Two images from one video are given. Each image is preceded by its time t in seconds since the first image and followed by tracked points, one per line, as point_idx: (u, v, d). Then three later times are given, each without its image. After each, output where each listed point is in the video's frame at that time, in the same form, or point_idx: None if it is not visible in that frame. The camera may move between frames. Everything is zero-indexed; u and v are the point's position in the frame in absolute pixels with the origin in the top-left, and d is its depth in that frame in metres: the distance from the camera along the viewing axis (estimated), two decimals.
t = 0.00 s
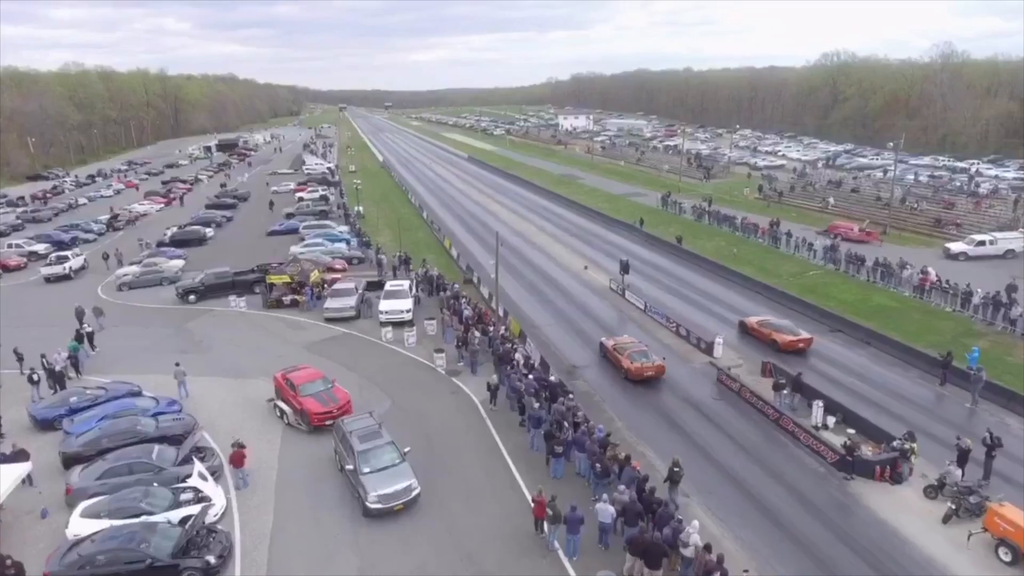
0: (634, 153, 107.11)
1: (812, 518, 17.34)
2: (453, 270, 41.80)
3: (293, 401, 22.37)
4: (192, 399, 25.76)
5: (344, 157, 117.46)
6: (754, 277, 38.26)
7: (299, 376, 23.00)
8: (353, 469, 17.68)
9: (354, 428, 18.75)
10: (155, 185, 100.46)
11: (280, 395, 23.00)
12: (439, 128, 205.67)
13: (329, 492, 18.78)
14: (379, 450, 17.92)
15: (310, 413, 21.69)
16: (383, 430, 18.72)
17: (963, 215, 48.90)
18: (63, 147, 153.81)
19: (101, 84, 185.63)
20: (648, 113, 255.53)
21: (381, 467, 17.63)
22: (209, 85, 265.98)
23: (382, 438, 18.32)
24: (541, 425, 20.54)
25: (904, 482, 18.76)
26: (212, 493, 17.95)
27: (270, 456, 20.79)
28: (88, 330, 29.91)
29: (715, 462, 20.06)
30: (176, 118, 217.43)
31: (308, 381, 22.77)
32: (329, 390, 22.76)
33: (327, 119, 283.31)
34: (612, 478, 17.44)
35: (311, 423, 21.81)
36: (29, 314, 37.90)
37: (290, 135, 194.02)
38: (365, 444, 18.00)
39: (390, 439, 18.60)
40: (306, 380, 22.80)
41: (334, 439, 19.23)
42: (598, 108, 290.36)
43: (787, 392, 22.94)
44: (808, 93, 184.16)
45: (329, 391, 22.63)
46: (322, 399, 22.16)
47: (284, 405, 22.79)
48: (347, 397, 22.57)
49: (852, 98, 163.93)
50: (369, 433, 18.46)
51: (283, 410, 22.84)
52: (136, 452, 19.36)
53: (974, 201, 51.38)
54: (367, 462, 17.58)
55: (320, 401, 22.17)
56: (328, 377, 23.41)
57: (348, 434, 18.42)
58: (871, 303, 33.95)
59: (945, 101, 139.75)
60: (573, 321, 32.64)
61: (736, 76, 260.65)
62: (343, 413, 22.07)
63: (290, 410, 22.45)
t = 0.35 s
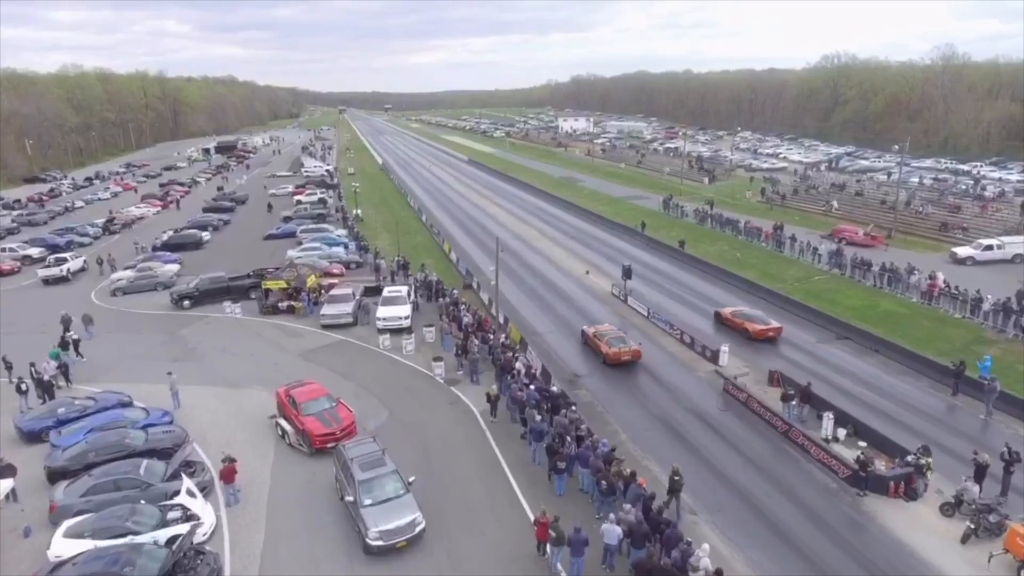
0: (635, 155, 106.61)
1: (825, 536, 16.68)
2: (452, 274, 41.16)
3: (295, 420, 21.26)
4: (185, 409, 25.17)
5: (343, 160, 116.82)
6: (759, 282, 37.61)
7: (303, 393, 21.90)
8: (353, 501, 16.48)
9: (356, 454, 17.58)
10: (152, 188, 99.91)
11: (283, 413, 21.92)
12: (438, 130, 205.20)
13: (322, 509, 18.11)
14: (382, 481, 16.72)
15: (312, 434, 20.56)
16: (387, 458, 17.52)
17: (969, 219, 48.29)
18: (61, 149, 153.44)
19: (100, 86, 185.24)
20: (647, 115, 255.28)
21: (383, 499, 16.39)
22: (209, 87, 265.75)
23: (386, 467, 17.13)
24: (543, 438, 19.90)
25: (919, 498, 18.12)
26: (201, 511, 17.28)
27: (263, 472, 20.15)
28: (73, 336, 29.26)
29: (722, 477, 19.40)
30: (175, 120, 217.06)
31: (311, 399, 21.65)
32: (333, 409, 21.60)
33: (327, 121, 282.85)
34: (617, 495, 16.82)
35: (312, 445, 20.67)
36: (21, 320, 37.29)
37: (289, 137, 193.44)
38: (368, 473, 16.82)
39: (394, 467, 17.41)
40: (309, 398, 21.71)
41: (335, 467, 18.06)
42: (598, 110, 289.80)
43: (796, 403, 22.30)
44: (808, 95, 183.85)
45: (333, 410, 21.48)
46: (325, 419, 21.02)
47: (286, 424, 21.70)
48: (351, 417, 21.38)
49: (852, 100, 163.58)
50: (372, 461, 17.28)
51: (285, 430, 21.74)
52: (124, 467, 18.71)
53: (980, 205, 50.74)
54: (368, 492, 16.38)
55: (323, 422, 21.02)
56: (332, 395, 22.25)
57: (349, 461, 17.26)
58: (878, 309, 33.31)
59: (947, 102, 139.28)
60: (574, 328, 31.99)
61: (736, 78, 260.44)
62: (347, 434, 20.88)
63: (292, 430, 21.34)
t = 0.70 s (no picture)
0: (636, 158, 105.55)
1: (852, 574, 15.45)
2: (450, 282, 39.98)
3: (293, 454, 19.35)
4: (170, 425, 23.99)
5: (340, 163, 115.70)
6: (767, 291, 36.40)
7: (303, 423, 19.97)
8: (350, 561, 14.39)
9: (356, 504, 15.46)
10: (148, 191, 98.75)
11: (281, 445, 20.03)
12: (437, 132, 204.08)
13: (310, 544, 16.85)
14: (383, 538, 14.55)
15: (309, 472, 18.58)
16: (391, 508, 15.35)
17: (981, 224, 47.11)
18: (57, 152, 152.38)
19: (97, 88, 184.22)
20: (647, 117, 254.45)
21: (384, 560, 14.24)
22: (207, 89, 264.81)
23: (388, 519, 14.94)
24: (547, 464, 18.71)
25: (951, 530, 16.91)
26: (180, 547, 16.01)
27: (249, 499, 18.91)
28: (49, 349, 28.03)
29: (738, 505, 18.16)
30: (173, 121, 216.01)
31: (312, 430, 19.72)
32: (334, 443, 19.62)
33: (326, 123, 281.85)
34: (628, 530, 15.62)
35: (309, 484, 18.70)
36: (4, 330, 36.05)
37: (287, 139, 192.35)
38: (367, 528, 14.68)
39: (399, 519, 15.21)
40: (309, 429, 19.76)
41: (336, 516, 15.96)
42: (598, 113, 288.99)
43: (814, 424, 21.07)
44: (808, 97, 182.93)
45: (334, 444, 19.51)
46: (324, 455, 19.04)
47: (284, 457, 19.80)
48: (353, 452, 19.36)
49: (854, 102, 162.57)
50: (373, 513, 15.11)
51: (282, 463, 19.83)
52: (99, 495, 17.47)
53: (992, 210, 49.58)
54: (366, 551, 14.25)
55: (322, 457, 19.05)
56: (336, 426, 20.29)
57: (347, 512, 15.20)
58: (892, 320, 32.12)
59: (949, 103, 138.43)
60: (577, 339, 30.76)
61: (736, 80, 259.52)
62: (347, 473, 18.86)
63: (289, 465, 19.42)
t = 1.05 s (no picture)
0: (637, 161, 104.30)
1: None
2: (449, 291, 38.75)
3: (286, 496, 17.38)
4: (151, 447, 22.73)
5: (338, 165, 114.36)
6: (778, 300, 35.15)
7: (298, 460, 17.99)
8: None
9: (351, 567, 13.86)
10: (143, 194, 97.69)
11: (275, 484, 18.09)
12: (436, 134, 203.01)
13: None
14: None
15: (301, 520, 16.57)
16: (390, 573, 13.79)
17: (994, 231, 45.83)
18: (54, 154, 151.60)
19: (95, 90, 183.36)
20: (647, 119, 253.45)
21: None
22: (206, 91, 264.01)
23: None
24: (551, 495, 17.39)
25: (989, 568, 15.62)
26: None
27: (230, 534, 17.62)
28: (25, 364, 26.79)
29: (757, 538, 16.88)
30: (171, 123, 215.15)
31: (307, 469, 17.71)
32: (332, 484, 17.57)
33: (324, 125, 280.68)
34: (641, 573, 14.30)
35: (302, 533, 16.70)
36: None
37: (286, 141, 191.17)
38: None
39: None
40: (305, 468, 17.73)
41: None
42: (598, 115, 287.98)
43: (833, 448, 19.78)
44: (810, 100, 182.00)
45: (331, 486, 17.47)
46: (320, 499, 16.98)
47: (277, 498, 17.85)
48: (352, 496, 17.30)
49: (856, 104, 161.42)
50: None
51: (276, 504, 17.88)
52: (68, 529, 16.16)
53: (1005, 216, 48.31)
54: None
55: (318, 501, 17.03)
56: (334, 464, 18.25)
57: None
58: (909, 332, 30.85)
59: (952, 104, 137.54)
60: (581, 352, 29.50)
61: (737, 82, 258.41)
62: (344, 520, 16.82)
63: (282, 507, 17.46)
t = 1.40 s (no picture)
0: (648, 163, 102.47)
1: None
2: (455, 301, 37.10)
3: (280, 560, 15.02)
4: (134, 474, 21.12)
5: (344, 167, 113.04)
6: (801, 313, 33.33)
7: (296, 516, 15.63)
8: None
9: None
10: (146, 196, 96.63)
11: (271, 542, 15.77)
12: (443, 135, 201.70)
13: None
14: None
15: None
16: None
17: None
18: (60, 155, 151.13)
19: (102, 91, 183.03)
20: (656, 120, 251.47)
21: None
22: (214, 91, 263.84)
23: None
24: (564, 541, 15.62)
25: None
26: None
27: None
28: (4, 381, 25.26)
29: None
30: (179, 124, 214.79)
31: (304, 528, 15.30)
32: (332, 547, 15.10)
33: (332, 125, 280.15)
34: None
35: None
36: None
37: (292, 142, 190.46)
38: None
39: None
40: (302, 526, 15.35)
41: None
42: (606, 115, 286.26)
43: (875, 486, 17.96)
44: (821, 101, 179.74)
45: (330, 550, 14.99)
46: (317, 565, 14.54)
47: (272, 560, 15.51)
48: (353, 562, 14.75)
49: (869, 106, 159.03)
50: None
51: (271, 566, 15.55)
52: None
53: None
54: None
55: (314, 568, 14.58)
56: (337, 520, 15.79)
57: None
58: (945, 349, 28.98)
59: (967, 103, 135.20)
60: (594, 370, 27.75)
61: (747, 83, 256.00)
62: None
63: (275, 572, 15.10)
